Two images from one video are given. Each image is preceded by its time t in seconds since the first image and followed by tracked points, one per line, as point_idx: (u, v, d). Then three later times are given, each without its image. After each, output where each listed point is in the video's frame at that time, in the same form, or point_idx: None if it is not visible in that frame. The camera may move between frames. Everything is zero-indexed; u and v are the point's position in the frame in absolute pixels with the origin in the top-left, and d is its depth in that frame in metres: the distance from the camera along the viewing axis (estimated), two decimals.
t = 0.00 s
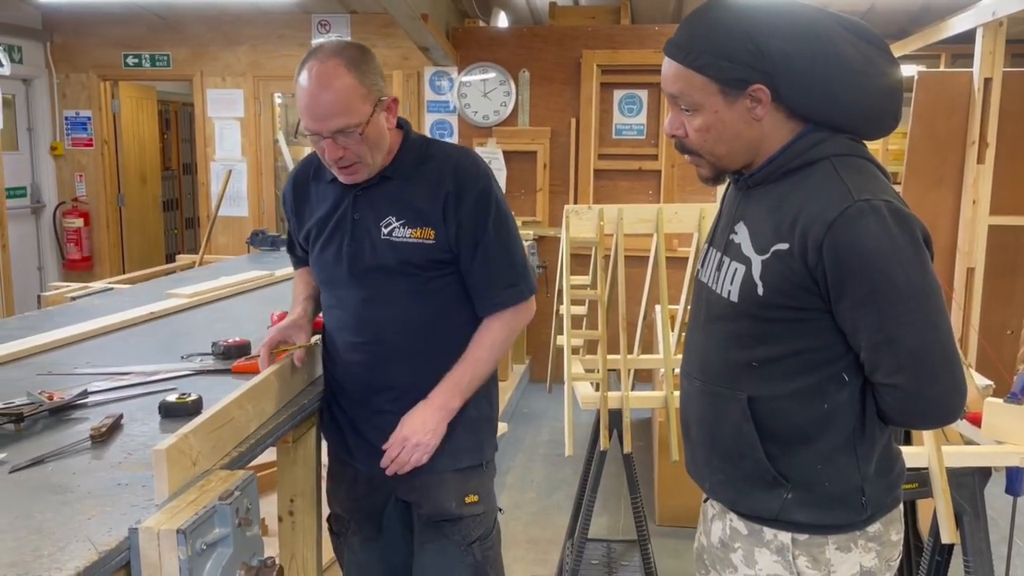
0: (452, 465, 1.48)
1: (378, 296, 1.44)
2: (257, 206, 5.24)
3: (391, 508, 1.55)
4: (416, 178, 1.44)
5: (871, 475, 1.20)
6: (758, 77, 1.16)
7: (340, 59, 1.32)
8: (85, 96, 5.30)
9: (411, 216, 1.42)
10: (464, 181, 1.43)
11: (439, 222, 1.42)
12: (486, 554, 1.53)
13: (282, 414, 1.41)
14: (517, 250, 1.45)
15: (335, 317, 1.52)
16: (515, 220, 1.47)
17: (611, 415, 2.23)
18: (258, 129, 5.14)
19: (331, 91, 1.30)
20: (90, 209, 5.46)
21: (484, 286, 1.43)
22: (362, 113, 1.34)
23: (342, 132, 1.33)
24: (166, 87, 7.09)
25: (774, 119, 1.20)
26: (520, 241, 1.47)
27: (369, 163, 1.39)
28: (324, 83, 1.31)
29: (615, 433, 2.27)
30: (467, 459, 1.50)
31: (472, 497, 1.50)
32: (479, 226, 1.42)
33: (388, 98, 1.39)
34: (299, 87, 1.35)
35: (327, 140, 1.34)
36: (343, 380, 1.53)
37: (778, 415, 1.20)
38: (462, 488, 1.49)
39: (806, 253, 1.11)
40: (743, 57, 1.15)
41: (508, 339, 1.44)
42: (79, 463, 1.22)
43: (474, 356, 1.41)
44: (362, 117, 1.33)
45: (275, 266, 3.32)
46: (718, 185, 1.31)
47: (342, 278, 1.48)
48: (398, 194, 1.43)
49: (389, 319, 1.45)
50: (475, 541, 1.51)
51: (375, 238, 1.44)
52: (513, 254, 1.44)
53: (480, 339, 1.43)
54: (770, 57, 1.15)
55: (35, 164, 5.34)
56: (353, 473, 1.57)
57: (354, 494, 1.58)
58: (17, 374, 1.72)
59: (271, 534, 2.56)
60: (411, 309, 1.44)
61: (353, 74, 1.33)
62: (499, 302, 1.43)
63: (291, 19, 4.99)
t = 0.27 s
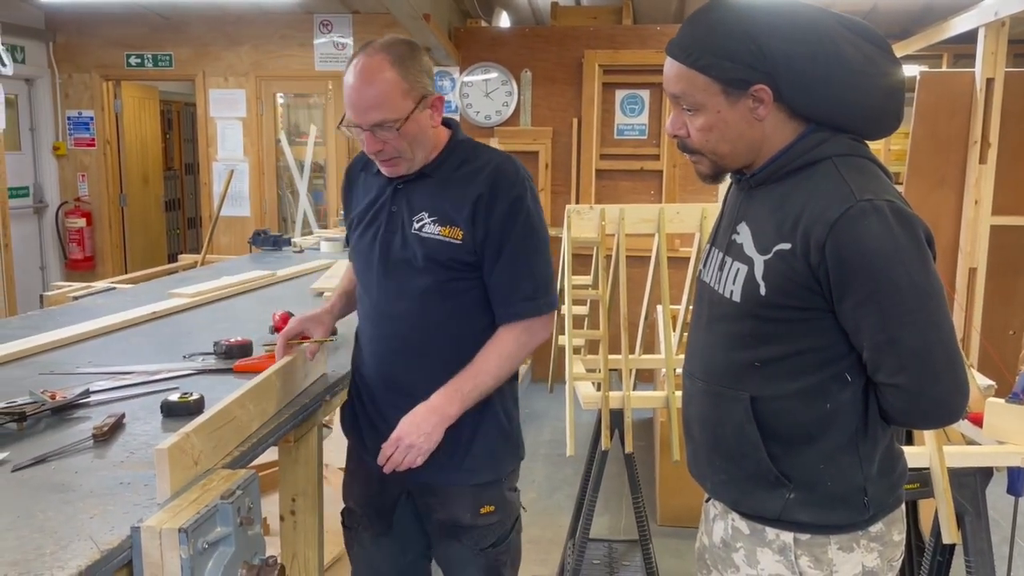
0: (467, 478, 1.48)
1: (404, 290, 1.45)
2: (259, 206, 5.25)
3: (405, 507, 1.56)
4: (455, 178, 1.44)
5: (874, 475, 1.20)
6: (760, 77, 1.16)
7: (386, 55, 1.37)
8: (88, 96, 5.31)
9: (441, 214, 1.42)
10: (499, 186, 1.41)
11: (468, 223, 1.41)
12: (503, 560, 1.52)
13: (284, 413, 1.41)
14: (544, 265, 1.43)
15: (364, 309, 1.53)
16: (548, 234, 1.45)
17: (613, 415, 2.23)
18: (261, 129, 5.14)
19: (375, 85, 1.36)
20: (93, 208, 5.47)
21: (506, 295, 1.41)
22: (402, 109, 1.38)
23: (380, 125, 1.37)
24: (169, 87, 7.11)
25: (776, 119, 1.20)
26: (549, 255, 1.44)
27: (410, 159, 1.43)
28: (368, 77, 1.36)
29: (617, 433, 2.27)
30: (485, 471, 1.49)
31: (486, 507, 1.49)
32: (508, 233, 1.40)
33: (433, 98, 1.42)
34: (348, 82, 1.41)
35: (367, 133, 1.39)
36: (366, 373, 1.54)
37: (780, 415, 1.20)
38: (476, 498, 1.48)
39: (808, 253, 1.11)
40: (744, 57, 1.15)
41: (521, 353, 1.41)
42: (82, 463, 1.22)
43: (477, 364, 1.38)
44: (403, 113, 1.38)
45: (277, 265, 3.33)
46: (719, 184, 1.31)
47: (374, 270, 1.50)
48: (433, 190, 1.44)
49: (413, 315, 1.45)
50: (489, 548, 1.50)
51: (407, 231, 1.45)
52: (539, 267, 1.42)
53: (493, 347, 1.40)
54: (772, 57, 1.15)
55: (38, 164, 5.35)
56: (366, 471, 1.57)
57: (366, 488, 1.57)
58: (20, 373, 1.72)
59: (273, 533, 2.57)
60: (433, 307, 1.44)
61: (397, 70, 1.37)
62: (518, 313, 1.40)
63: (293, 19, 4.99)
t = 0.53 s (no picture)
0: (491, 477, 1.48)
1: (440, 292, 1.48)
2: (260, 206, 5.25)
3: (432, 498, 1.60)
4: (491, 182, 1.46)
5: (874, 475, 1.20)
6: (760, 76, 1.16)
7: (427, 59, 1.40)
8: (89, 95, 5.31)
9: (476, 219, 1.44)
10: (534, 192, 1.42)
11: (502, 229, 1.42)
12: (524, 555, 1.53)
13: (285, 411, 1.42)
14: (581, 272, 1.43)
15: (401, 307, 1.57)
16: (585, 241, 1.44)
17: (613, 415, 2.23)
18: (262, 129, 5.14)
19: (414, 88, 1.38)
20: (94, 208, 5.47)
21: (540, 302, 1.41)
22: (441, 112, 1.40)
23: (418, 128, 1.40)
24: (171, 87, 7.12)
25: (776, 119, 1.20)
26: (586, 263, 1.44)
27: (448, 161, 1.46)
28: (408, 80, 1.39)
29: (617, 432, 2.27)
30: (509, 468, 1.49)
31: (511, 502, 1.49)
32: (542, 240, 1.41)
33: (474, 102, 1.44)
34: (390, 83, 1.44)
35: (405, 135, 1.41)
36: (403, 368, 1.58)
37: (779, 415, 1.20)
38: (500, 494, 1.49)
39: (809, 253, 1.11)
40: (743, 56, 1.15)
41: (557, 362, 1.41)
42: (82, 462, 1.22)
43: (524, 376, 1.38)
44: (441, 117, 1.40)
45: (279, 265, 3.33)
46: (719, 184, 1.31)
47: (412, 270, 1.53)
48: (470, 194, 1.47)
49: (448, 317, 1.47)
50: (511, 542, 1.51)
51: (444, 233, 1.48)
52: (576, 275, 1.42)
53: (528, 355, 1.40)
54: (772, 57, 1.15)
55: (40, 163, 5.35)
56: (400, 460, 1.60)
57: (398, 479, 1.60)
58: (21, 372, 1.72)
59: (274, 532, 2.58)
60: (468, 310, 1.46)
61: (436, 74, 1.40)
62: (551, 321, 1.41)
63: (294, 18, 4.99)
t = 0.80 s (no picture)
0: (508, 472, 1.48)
1: (459, 293, 1.48)
2: (261, 205, 5.24)
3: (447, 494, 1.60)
4: (511, 187, 1.46)
5: (874, 475, 1.20)
6: (758, 74, 1.16)
7: (445, 63, 1.41)
8: (89, 94, 5.31)
9: (496, 223, 1.45)
10: (553, 198, 1.43)
11: (521, 234, 1.43)
12: (535, 554, 1.52)
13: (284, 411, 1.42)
14: (599, 279, 1.43)
15: (421, 308, 1.58)
16: (604, 247, 1.45)
17: (613, 414, 2.23)
18: (262, 128, 5.14)
19: (431, 92, 1.40)
20: (94, 207, 5.46)
21: (558, 307, 1.42)
22: (457, 117, 1.41)
23: (434, 132, 1.42)
24: (171, 85, 7.13)
25: (774, 117, 1.19)
26: (605, 269, 1.44)
27: (465, 163, 1.47)
28: (425, 84, 1.41)
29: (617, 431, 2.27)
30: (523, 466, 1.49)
31: (524, 499, 1.49)
32: (561, 246, 1.41)
33: (492, 106, 1.45)
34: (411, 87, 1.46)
35: (421, 138, 1.43)
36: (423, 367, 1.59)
37: (778, 414, 1.19)
38: (514, 490, 1.49)
39: (808, 252, 1.11)
40: (742, 55, 1.15)
41: (575, 367, 1.41)
42: (80, 461, 1.22)
43: (539, 376, 1.38)
44: (457, 121, 1.41)
45: (279, 264, 3.33)
46: (718, 183, 1.30)
47: (433, 271, 1.54)
48: (491, 197, 1.48)
49: (466, 319, 1.48)
50: (523, 540, 1.50)
51: (465, 236, 1.49)
52: (596, 281, 1.42)
53: (546, 360, 1.41)
54: (771, 55, 1.14)
55: (40, 162, 5.35)
56: (417, 457, 1.61)
57: (416, 475, 1.61)
58: (19, 371, 1.72)
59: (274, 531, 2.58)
60: (487, 313, 1.47)
61: (453, 78, 1.41)
62: (569, 326, 1.41)
63: (294, 17, 4.98)
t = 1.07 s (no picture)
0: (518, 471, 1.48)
1: (471, 291, 1.48)
2: (261, 203, 5.24)
3: (452, 493, 1.61)
4: (522, 185, 1.47)
5: (872, 474, 1.20)
6: (756, 73, 1.15)
7: (450, 63, 1.41)
8: (89, 93, 5.31)
9: (508, 220, 1.45)
10: (564, 196, 1.43)
11: (533, 231, 1.43)
12: (542, 554, 1.52)
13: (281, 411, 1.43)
14: (610, 276, 1.43)
15: (431, 307, 1.57)
16: (614, 244, 1.45)
17: (613, 413, 2.23)
18: (262, 127, 5.14)
19: (437, 92, 1.40)
20: (94, 206, 5.46)
21: (569, 303, 1.42)
22: (463, 116, 1.41)
23: (441, 131, 1.42)
24: (171, 84, 7.13)
25: (772, 116, 1.19)
26: (615, 266, 1.44)
27: (473, 163, 1.47)
28: (432, 84, 1.41)
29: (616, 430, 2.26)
30: (531, 465, 1.49)
31: (532, 498, 1.49)
32: (572, 243, 1.42)
33: (500, 105, 1.45)
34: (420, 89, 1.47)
35: (429, 138, 1.43)
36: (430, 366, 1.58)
37: (777, 413, 1.19)
38: (522, 489, 1.49)
39: (806, 251, 1.11)
40: (739, 54, 1.15)
41: (585, 363, 1.41)
42: (78, 460, 1.22)
43: (549, 372, 1.38)
44: (463, 119, 1.41)
45: (278, 263, 3.33)
46: (716, 182, 1.30)
47: (444, 269, 1.54)
48: (502, 195, 1.48)
49: (477, 316, 1.48)
50: (530, 539, 1.50)
51: (476, 234, 1.49)
52: (607, 278, 1.42)
53: (556, 355, 1.40)
54: (768, 53, 1.14)
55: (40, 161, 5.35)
56: (423, 456, 1.61)
57: (421, 474, 1.61)
58: (18, 370, 1.72)
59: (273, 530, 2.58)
60: (498, 310, 1.47)
61: (459, 78, 1.41)
62: (581, 322, 1.41)
63: (294, 16, 4.98)
